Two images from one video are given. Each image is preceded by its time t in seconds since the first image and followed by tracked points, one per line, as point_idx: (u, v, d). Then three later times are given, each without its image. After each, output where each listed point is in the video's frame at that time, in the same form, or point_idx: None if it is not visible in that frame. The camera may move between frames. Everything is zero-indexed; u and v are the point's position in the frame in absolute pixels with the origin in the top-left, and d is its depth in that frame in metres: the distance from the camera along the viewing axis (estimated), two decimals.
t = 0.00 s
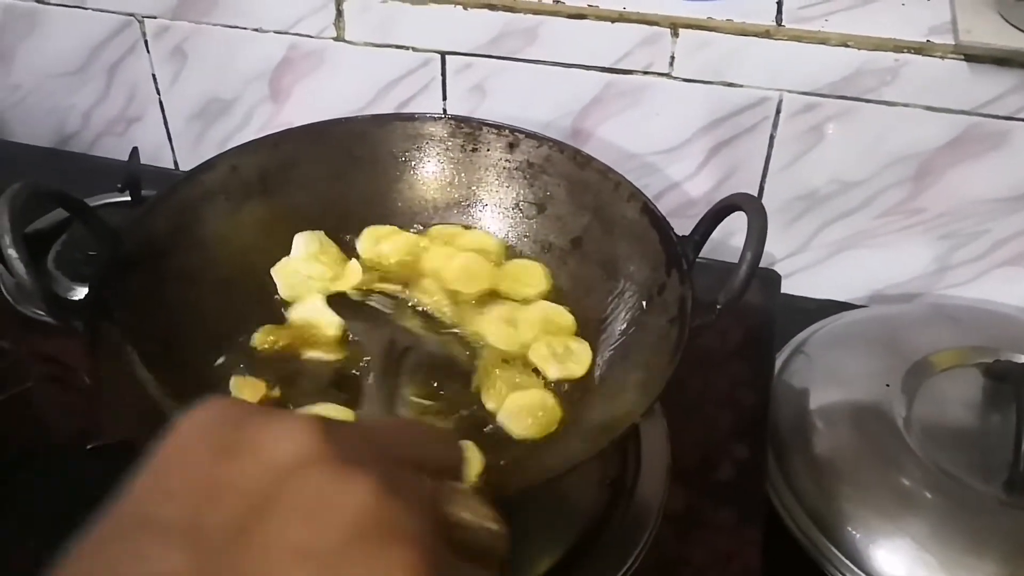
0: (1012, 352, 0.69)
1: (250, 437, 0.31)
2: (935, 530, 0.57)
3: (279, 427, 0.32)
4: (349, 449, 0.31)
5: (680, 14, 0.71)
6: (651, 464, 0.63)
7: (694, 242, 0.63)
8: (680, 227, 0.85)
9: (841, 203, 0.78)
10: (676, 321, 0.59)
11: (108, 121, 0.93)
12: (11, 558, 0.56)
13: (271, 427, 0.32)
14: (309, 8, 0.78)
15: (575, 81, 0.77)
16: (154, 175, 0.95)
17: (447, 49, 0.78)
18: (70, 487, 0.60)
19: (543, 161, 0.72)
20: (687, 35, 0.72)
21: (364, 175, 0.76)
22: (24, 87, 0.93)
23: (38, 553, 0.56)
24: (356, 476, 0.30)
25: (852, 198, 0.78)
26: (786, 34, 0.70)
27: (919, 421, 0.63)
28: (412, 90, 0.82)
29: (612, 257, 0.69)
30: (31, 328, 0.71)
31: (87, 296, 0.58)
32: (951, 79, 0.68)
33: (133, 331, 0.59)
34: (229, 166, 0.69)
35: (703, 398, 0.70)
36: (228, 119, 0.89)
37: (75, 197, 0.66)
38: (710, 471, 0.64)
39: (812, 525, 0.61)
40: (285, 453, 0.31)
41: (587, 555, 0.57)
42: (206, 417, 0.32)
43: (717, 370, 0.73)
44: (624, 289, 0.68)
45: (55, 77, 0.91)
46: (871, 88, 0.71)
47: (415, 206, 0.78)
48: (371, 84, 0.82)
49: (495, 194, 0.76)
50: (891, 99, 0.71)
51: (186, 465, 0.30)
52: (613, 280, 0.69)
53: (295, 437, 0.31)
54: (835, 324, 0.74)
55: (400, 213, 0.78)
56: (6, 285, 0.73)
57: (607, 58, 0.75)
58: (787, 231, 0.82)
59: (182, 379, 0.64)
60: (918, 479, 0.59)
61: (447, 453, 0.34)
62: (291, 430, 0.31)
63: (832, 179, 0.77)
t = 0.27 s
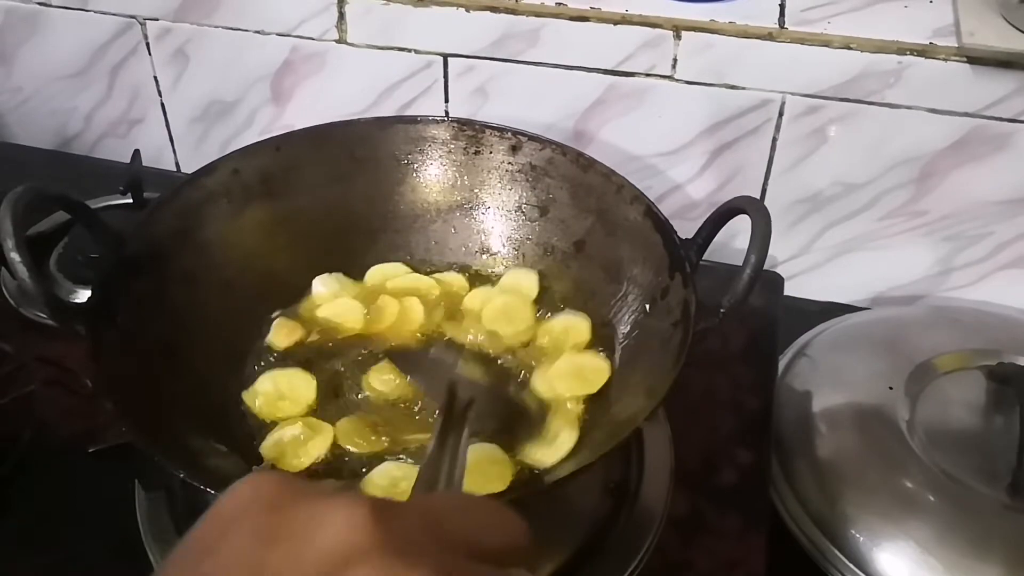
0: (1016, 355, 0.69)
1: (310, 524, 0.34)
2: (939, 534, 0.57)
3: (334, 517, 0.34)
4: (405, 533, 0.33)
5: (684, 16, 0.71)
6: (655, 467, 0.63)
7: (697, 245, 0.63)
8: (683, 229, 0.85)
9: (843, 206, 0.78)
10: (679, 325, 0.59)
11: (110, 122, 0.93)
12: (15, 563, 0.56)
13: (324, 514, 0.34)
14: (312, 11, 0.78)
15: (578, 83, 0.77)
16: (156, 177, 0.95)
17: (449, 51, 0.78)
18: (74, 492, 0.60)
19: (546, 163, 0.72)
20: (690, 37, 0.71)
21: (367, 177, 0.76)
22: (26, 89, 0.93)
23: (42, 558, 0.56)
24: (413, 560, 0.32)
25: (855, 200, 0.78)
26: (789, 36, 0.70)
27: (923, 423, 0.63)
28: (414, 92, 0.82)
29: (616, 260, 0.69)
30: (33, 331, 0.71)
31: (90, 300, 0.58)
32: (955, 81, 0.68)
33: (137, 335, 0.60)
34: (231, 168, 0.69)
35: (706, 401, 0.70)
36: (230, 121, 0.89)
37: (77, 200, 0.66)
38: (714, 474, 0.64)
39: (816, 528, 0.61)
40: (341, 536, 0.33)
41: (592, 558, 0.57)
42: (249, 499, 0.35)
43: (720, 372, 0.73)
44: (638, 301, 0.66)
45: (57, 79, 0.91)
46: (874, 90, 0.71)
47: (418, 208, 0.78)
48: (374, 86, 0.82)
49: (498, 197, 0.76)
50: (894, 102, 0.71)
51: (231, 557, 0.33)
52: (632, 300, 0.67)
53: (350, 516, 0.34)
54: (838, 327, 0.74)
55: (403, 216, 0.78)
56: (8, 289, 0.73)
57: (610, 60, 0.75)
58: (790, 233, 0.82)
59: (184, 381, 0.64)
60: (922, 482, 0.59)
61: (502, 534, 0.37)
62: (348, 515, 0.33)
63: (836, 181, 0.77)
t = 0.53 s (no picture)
0: (1017, 356, 0.68)
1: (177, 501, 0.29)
2: (941, 535, 0.57)
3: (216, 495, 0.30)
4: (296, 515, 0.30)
5: (684, 16, 0.71)
6: (655, 468, 0.63)
7: (698, 245, 0.62)
8: (683, 230, 0.85)
9: (844, 206, 0.78)
10: (680, 326, 0.58)
11: (109, 123, 0.93)
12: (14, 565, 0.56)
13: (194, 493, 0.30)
14: (311, 11, 0.78)
15: (578, 83, 0.77)
16: (156, 178, 0.95)
17: (449, 51, 0.78)
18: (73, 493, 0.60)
19: (546, 163, 0.71)
20: (691, 37, 0.71)
21: (366, 177, 0.75)
22: (25, 89, 0.93)
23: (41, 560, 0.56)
24: (300, 551, 0.28)
25: (855, 200, 0.78)
26: (790, 36, 0.70)
27: (925, 424, 0.63)
28: (414, 92, 0.81)
29: (616, 261, 0.69)
30: (33, 332, 0.71)
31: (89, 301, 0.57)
32: (956, 81, 0.68)
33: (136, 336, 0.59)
34: (231, 168, 0.69)
35: (706, 402, 0.70)
36: (229, 121, 0.89)
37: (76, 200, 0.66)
38: (715, 475, 0.64)
39: (818, 530, 0.61)
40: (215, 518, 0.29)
41: (592, 560, 0.57)
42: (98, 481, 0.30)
43: (720, 373, 0.73)
44: (642, 324, 0.64)
45: (56, 79, 0.91)
46: (875, 90, 0.70)
47: (418, 209, 0.78)
48: (373, 86, 0.82)
49: (498, 197, 0.76)
50: (895, 101, 0.70)
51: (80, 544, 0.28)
52: (636, 333, 0.65)
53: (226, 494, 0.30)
54: (839, 327, 0.74)
55: (403, 216, 0.78)
56: (8, 290, 0.73)
57: (610, 60, 0.75)
58: (791, 233, 0.81)
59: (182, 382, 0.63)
60: (923, 482, 0.59)
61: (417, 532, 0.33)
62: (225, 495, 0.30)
63: (836, 181, 0.77)
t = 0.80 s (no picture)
0: (1017, 356, 0.69)
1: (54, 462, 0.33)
2: (941, 535, 0.57)
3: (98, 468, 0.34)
4: (109, 497, 0.33)
5: (686, 16, 0.71)
6: (657, 468, 0.63)
7: (700, 245, 0.63)
8: (684, 230, 0.85)
9: (844, 207, 0.78)
10: (682, 325, 0.58)
11: (109, 122, 0.93)
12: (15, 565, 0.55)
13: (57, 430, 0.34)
14: (313, 11, 0.78)
15: (580, 83, 0.77)
16: (157, 177, 0.95)
17: (451, 51, 0.78)
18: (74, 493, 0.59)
19: (547, 163, 0.71)
20: (692, 37, 0.71)
21: (368, 177, 0.76)
22: (26, 89, 0.93)
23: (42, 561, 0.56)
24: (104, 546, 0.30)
25: (856, 201, 0.78)
26: (791, 36, 0.70)
27: (926, 424, 0.63)
28: (415, 92, 0.82)
29: (618, 260, 0.69)
30: (34, 331, 0.71)
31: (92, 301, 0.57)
32: (957, 81, 0.68)
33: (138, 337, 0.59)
34: (232, 168, 0.69)
35: (708, 402, 0.70)
36: (230, 121, 0.89)
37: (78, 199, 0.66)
38: (717, 475, 0.64)
39: (819, 531, 0.61)
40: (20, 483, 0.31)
41: (593, 559, 0.57)
42: None
43: (722, 373, 0.73)
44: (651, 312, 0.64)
45: (56, 78, 0.91)
46: (876, 90, 0.70)
47: (419, 209, 0.78)
48: (374, 86, 0.82)
49: (500, 197, 0.76)
50: (897, 102, 0.70)
51: None
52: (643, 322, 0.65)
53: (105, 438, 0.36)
54: (840, 327, 0.74)
55: (404, 216, 0.78)
56: (9, 290, 0.73)
57: (612, 60, 0.75)
58: (792, 233, 0.81)
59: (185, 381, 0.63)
60: (924, 482, 0.59)
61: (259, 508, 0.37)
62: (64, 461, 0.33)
63: (837, 182, 0.77)
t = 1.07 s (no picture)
0: (1018, 356, 0.69)
1: (18, 428, 0.32)
2: (942, 535, 0.57)
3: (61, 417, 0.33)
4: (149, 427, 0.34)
5: (687, 15, 0.71)
6: (658, 468, 0.63)
7: (701, 244, 0.63)
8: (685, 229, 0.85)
9: (845, 206, 0.78)
10: (684, 324, 0.58)
11: (110, 121, 0.93)
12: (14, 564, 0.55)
13: (84, 393, 0.33)
14: (313, 9, 0.78)
15: (581, 82, 0.77)
16: (157, 176, 0.95)
17: (452, 50, 0.78)
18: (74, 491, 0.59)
19: (549, 162, 0.71)
20: (694, 36, 0.71)
21: (369, 176, 0.76)
22: (27, 88, 0.93)
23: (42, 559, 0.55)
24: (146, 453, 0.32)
25: (857, 200, 0.78)
26: (792, 35, 0.70)
27: (926, 423, 0.63)
28: (416, 91, 0.81)
29: (619, 259, 0.69)
30: (35, 330, 0.71)
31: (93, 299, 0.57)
32: (958, 80, 0.68)
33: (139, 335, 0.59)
34: (234, 166, 0.69)
35: (709, 401, 0.70)
36: (231, 120, 0.89)
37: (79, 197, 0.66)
38: (718, 475, 0.64)
39: (819, 530, 0.61)
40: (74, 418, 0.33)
41: (594, 558, 0.57)
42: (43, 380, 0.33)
43: (723, 372, 0.73)
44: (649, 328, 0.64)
45: (57, 77, 0.91)
46: (877, 90, 0.70)
47: (420, 208, 0.78)
48: (375, 85, 0.82)
49: (501, 196, 0.76)
50: (898, 101, 0.70)
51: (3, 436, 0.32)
52: (639, 341, 0.65)
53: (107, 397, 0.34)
54: (841, 327, 0.74)
55: (405, 215, 0.78)
56: (9, 288, 0.73)
57: (613, 59, 0.75)
58: (793, 233, 0.81)
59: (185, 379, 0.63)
60: (924, 481, 0.59)
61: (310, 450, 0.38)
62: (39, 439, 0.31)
63: (838, 181, 0.77)
